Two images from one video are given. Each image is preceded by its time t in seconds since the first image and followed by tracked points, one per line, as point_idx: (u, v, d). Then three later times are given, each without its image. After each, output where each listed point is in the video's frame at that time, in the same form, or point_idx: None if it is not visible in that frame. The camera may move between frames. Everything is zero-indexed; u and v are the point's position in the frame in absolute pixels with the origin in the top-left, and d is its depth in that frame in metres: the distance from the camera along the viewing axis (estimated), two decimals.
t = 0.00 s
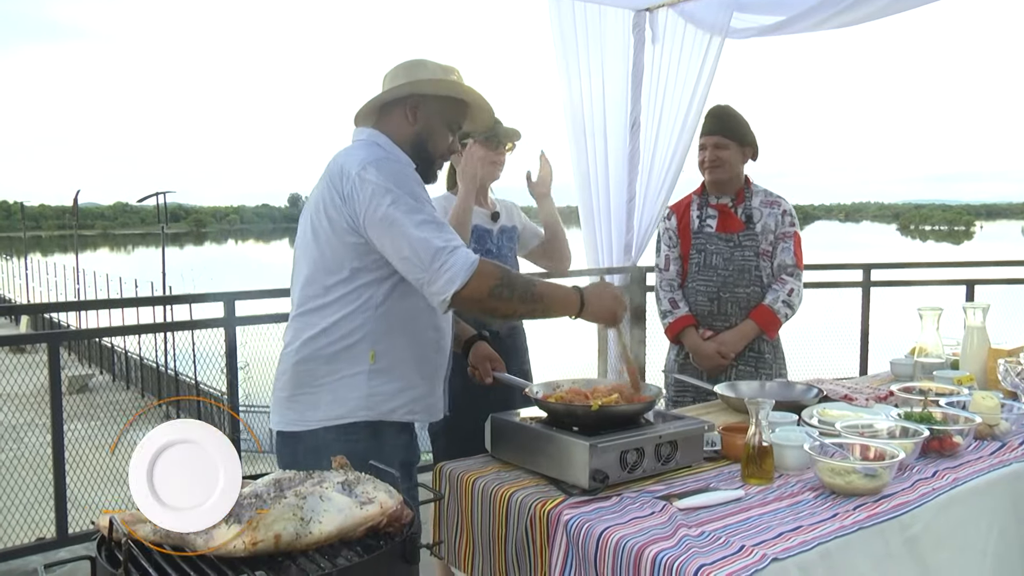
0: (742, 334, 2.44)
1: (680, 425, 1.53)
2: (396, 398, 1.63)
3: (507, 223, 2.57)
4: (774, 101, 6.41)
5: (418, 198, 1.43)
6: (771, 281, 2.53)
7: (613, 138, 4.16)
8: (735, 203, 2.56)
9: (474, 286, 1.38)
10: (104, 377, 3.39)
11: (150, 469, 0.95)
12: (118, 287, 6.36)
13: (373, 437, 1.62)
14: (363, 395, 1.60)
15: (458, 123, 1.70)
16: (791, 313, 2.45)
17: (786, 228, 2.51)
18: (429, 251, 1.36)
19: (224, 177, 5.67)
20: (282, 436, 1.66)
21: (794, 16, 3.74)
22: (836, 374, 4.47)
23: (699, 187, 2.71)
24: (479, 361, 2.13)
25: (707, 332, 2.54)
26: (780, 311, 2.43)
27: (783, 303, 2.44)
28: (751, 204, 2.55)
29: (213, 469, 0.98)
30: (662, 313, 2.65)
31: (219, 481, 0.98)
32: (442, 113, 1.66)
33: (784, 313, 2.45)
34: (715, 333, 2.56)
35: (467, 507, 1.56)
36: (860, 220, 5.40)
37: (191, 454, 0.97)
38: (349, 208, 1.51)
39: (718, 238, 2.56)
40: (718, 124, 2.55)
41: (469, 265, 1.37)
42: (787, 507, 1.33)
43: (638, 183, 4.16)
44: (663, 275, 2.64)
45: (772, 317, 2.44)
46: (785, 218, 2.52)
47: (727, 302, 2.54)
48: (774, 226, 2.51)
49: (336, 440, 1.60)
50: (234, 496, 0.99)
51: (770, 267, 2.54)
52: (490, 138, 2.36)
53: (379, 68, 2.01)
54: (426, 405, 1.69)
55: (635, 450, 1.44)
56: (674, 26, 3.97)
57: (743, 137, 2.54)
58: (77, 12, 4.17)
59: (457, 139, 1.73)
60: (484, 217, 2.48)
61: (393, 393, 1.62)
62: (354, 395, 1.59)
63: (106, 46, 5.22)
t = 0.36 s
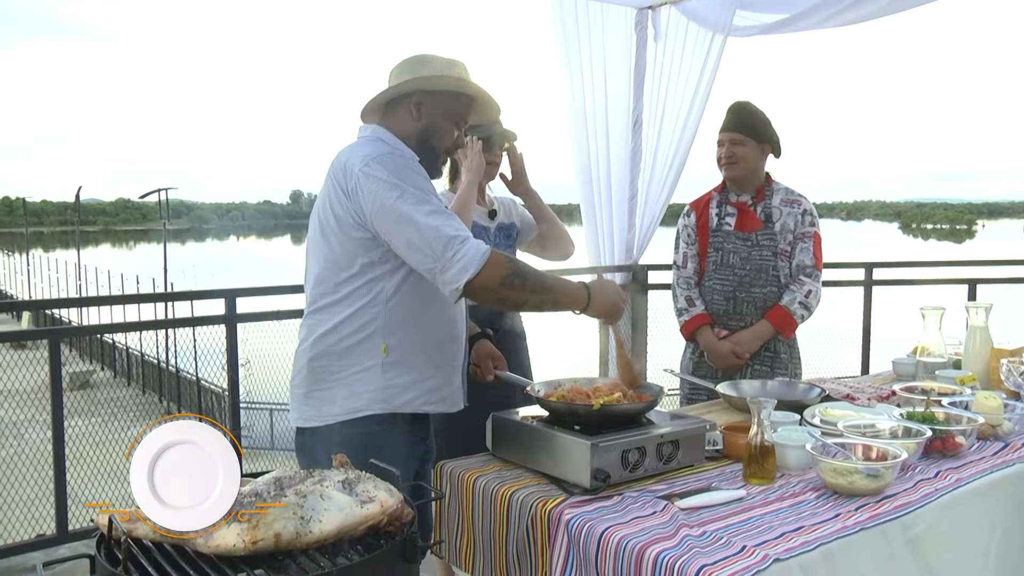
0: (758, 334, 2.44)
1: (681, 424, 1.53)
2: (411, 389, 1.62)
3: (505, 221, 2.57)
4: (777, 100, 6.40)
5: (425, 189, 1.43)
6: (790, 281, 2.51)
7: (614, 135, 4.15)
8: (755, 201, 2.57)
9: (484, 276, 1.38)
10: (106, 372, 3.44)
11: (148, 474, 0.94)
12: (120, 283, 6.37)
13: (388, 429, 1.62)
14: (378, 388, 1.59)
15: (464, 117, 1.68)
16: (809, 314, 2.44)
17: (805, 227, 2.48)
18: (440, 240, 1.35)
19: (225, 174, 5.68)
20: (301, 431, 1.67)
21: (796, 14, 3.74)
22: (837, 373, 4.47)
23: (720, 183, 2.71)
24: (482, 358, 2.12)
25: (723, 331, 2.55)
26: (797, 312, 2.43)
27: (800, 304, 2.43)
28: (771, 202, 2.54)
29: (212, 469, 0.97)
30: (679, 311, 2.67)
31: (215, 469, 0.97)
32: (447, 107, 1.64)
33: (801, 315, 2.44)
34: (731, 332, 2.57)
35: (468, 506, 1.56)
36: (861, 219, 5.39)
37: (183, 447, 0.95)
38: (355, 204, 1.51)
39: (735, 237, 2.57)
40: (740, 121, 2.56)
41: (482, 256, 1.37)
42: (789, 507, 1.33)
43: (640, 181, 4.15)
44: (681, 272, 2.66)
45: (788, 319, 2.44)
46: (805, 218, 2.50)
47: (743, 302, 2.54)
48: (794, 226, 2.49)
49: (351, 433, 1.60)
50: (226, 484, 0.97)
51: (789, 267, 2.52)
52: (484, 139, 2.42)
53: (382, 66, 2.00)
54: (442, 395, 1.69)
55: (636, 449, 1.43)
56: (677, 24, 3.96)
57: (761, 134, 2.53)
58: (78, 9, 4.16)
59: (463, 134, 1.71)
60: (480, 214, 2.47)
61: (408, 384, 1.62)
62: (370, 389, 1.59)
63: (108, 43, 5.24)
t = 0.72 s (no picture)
0: (763, 333, 2.43)
1: (680, 422, 1.52)
2: (411, 386, 1.61)
3: (501, 220, 2.58)
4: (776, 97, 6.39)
5: (428, 181, 1.43)
6: (797, 280, 2.51)
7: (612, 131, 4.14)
8: (767, 197, 2.56)
9: (490, 257, 1.36)
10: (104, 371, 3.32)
11: (144, 478, 0.94)
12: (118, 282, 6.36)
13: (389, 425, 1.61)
14: (380, 383, 1.58)
15: (465, 116, 1.67)
16: (815, 314, 2.42)
17: (815, 226, 2.46)
18: (448, 226, 1.35)
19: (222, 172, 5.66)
20: (307, 428, 1.67)
21: (792, 10, 3.74)
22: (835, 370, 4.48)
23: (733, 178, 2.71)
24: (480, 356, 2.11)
25: (729, 329, 2.55)
26: (804, 312, 2.41)
27: (806, 305, 2.41)
28: (782, 199, 2.52)
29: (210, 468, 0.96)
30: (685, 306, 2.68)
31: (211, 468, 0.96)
32: (446, 105, 1.63)
33: (807, 315, 2.42)
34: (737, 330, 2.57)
35: (466, 504, 1.56)
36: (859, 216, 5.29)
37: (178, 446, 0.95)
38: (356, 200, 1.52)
39: (745, 233, 2.57)
40: (754, 117, 2.55)
41: (489, 237, 1.35)
42: (787, 504, 1.33)
43: (638, 178, 4.15)
44: (689, 267, 2.65)
45: (794, 318, 2.42)
46: (815, 216, 2.47)
47: (749, 300, 2.55)
48: (804, 225, 2.47)
49: (353, 430, 1.60)
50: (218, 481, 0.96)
51: (797, 266, 2.52)
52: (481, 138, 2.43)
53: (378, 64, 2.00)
54: (444, 392, 1.67)
55: (634, 446, 1.43)
56: (674, 21, 3.95)
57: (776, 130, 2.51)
58: (74, 8, 4.15)
59: (464, 133, 1.70)
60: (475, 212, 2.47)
61: (410, 380, 1.61)
62: (371, 385, 1.58)
63: (105, 42, 5.23)
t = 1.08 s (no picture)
0: (758, 326, 2.42)
1: (676, 419, 1.52)
2: (414, 385, 1.62)
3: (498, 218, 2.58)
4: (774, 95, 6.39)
5: (407, 178, 1.42)
6: (792, 277, 2.52)
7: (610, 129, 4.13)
8: (762, 194, 2.57)
9: (439, 252, 1.31)
10: (98, 369, 3.33)
11: (143, 479, 0.94)
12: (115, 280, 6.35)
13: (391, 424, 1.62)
14: (380, 383, 1.59)
15: (469, 117, 1.66)
16: (809, 311, 2.44)
17: (811, 224, 2.50)
18: (402, 221, 1.34)
19: (219, 169, 5.65)
20: (306, 427, 1.66)
21: (790, 8, 3.74)
22: (833, 367, 4.49)
23: (727, 174, 2.71)
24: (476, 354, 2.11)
25: (722, 322, 2.54)
26: (798, 308, 2.42)
27: (802, 300, 2.42)
28: (778, 196, 2.54)
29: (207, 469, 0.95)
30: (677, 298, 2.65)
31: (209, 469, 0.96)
32: (450, 104, 1.63)
33: (802, 311, 2.43)
34: (730, 323, 2.56)
35: (462, 502, 1.55)
36: (856, 214, 5.18)
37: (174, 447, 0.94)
38: (349, 198, 1.51)
39: (740, 227, 2.56)
40: (753, 115, 2.55)
41: (441, 230, 1.32)
42: (785, 502, 1.33)
43: (635, 176, 4.14)
44: (682, 259, 2.64)
45: (789, 313, 2.43)
46: (811, 214, 2.51)
47: (744, 293, 2.54)
48: (800, 222, 2.50)
49: (354, 430, 1.61)
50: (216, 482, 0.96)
51: (791, 263, 2.54)
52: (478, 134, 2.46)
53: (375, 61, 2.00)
54: (444, 391, 1.68)
55: (631, 444, 1.43)
56: (671, 19, 3.95)
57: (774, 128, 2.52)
58: (71, 5, 4.14)
59: (467, 134, 1.70)
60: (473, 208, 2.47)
61: (410, 380, 1.62)
62: (371, 384, 1.59)
63: (102, 41, 5.22)
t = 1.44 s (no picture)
0: (750, 323, 2.43)
1: (676, 417, 1.52)
2: (397, 386, 1.63)
3: (501, 216, 2.58)
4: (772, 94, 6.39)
5: (383, 179, 1.42)
6: (784, 274, 2.51)
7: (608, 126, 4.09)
8: (756, 192, 2.57)
9: (427, 264, 1.32)
10: (100, 367, 3.26)
11: (143, 479, 0.95)
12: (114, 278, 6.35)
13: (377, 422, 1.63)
14: (363, 383, 1.60)
15: (450, 111, 1.66)
16: (802, 308, 2.43)
17: (804, 222, 2.47)
18: (383, 230, 1.33)
19: (219, 167, 5.64)
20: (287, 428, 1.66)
21: (789, 6, 3.75)
22: (832, 365, 4.50)
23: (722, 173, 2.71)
24: (475, 353, 2.12)
25: (715, 320, 2.55)
26: (791, 305, 2.41)
27: (794, 298, 2.42)
28: (771, 194, 2.53)
29: (208, 470, 0.96)
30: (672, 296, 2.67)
31: (209, 469, 0.97)
32: (430, 99, 1.63)
33: (794, 308, 2.42)
34: (723, 320, 2.57)
35: (462, 500, 1.55)
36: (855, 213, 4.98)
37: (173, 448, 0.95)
38: (327, 199, 1.51)
39: (733, 225, 2.57)
40: (748, 113, 2.55)
41: (422, 243, 1.32)
42: (784, 500, 1.33)
43: (635, 174, 4.13)
44: (676, 258, 2.65)
45: (781, 311, 2.42)
46: (804, 212, 2.48)
47: (736, 290, 2.54)
48: (792, 219, 2.48)
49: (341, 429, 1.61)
50: (216, 482, 0.97)
51: (784, 260, 2.52)
52: (478, 130, 2.41)
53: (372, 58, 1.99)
54: (429, 390, 1.70)
55: (630, 442, 1.43)
56: (670, 16, 3.97)
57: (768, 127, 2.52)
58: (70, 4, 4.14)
59: (450, 128, 1.70)
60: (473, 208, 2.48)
61: (393, 380, 1.63)
62: (355, 385, 1.59)
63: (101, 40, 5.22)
